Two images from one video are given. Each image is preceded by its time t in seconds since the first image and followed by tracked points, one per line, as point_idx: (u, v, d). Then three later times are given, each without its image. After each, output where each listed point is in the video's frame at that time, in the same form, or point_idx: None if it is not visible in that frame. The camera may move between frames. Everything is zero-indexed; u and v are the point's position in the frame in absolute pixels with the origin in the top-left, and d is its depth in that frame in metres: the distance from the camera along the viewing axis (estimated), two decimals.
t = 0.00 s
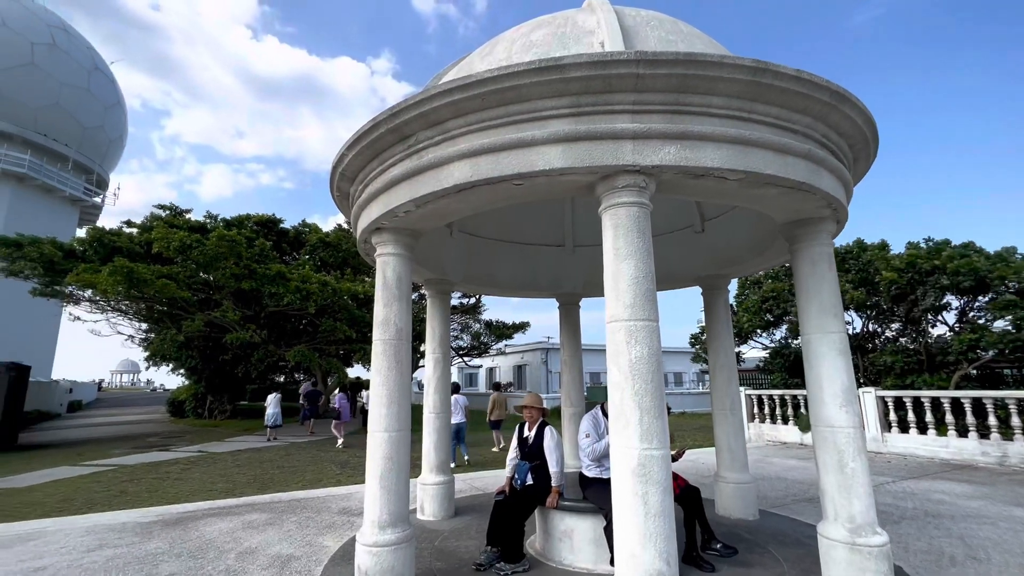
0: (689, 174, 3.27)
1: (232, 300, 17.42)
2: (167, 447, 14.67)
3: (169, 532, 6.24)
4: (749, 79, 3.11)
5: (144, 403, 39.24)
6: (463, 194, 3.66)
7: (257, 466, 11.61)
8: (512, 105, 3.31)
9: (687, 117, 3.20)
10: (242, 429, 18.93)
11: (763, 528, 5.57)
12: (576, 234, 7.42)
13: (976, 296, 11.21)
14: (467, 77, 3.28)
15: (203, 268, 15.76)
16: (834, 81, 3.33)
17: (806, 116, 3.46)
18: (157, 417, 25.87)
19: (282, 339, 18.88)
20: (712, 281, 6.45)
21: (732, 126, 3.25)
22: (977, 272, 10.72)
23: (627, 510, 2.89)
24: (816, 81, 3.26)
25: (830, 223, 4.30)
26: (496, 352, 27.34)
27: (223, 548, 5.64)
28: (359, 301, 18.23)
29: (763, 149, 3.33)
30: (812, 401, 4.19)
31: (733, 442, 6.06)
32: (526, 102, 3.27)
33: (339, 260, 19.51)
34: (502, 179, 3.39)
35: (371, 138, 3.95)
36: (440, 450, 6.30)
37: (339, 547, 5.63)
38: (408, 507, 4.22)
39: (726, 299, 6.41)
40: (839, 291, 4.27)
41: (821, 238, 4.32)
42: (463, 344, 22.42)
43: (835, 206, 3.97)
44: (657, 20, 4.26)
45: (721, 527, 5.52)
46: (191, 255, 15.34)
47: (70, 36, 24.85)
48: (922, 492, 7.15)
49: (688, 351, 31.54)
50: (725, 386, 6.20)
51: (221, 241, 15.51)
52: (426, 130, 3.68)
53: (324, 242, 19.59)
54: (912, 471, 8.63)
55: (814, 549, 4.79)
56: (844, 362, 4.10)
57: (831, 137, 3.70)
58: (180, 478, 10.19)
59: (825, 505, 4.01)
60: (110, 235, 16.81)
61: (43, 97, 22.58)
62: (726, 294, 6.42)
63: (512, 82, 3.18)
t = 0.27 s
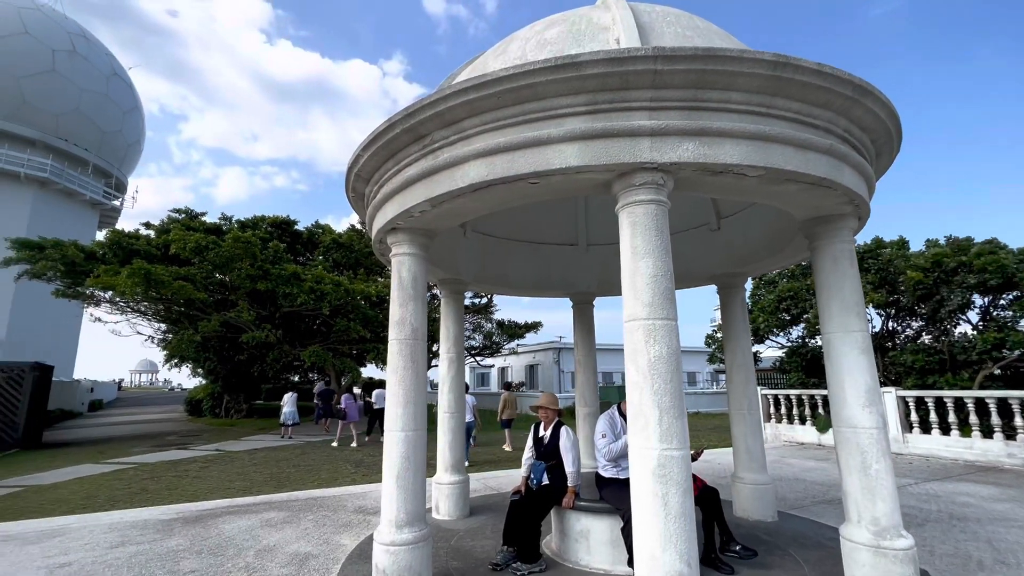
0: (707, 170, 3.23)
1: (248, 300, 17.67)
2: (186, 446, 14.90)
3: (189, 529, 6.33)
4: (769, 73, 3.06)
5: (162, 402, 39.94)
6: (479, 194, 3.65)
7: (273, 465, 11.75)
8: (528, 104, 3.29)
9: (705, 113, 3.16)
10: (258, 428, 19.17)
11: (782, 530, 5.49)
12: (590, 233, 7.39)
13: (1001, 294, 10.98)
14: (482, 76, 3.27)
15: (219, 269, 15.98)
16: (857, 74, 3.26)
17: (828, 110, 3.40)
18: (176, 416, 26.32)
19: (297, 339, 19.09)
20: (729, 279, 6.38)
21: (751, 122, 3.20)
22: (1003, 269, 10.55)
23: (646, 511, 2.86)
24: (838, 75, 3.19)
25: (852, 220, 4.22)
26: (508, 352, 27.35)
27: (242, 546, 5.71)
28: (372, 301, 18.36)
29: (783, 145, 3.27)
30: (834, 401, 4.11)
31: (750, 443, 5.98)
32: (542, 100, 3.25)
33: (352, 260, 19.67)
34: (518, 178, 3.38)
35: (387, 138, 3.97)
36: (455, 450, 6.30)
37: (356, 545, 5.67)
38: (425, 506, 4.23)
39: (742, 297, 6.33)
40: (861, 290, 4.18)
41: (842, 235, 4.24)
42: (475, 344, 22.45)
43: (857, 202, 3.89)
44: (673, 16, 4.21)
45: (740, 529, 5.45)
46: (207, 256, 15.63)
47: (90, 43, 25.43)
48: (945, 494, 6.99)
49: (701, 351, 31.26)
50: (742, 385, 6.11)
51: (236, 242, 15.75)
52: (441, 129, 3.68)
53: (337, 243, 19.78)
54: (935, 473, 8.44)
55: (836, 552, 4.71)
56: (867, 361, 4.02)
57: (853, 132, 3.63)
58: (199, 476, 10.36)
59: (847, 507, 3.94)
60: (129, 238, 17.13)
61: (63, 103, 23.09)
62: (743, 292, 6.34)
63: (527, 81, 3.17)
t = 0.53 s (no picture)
0: (737, 164, 3.15)
1: (267, 301, 17.89)
2: (207, 444, 15.15)
3: (215, 528, 6.41)
4: (801, 63, 2.97)
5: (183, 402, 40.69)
6: (502, 191, 3.63)
7: (293, 463, 11.87)
8: (552, 100, 3.25)
9: (734, 105, 3.09)
10: (277, 428, 19.42)
11: (812, 532, 5.35)
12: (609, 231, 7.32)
13: None
14: (505, 73, 3.25)
15: (239, 271, 16.20)
16: (892, 62, 3.16)
17: (861, 100, 3.30)
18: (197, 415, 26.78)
19: (314, 339, 19.28)
20: (753, 276, 6.25)
21: (781, 113, 3.12)
22: None
23: (678, 512, 2.81)
24: (873, 64, 3.09)
25: (885, 213, 4.10)
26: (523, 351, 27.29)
27: (267, 544, 5.77)
28: (388, 301, 18.46)
29: (816, 137, 3.18)
30: (867, 401, 4.00)
31: (775, 442, 5.85)
32: (566, 96, 3.21)
33: (368, 261, 19.80)
34: (542, 175, 3.34)
35: (409, 137, 3.96)
36: (475, 450, 6.29)
37: (379, 544, 5.69)
38: (448, 506, 4.22)
39: (767, 294, 6.19)
40: (895, 285, 4.06)
41: (874, 228, 4.12)
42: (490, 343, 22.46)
43: (890, 195, 3.78)
44: (698, 8, 4.13)
45: (767, 530, 5.35)
46: (226, 259, 15.85)
47: (112, 51, 26.03)
48: (980, 496, 6.77)
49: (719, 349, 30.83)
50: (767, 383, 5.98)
51: (254, 245, 15.87)
52: (464, 127, 3.66)
53: (353, 244, 19.93)
54: (967, 474, 8.18)
55: (868, 554, 4.58)
56: (901, 359, 3.90)
57: (887, 123, 3.52)
58: (221, 474, 10.51)
59: (882, 509, 3.83)
60: (151, 241, 17.47)
61: (86, 110, 23.61)
62: (768, 289, 6.22)
63: (551, 76, 3.13)
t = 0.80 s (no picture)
0: (771, 156, 3.07)
1: (290, 301, 18.19)
2: (234, 442, 15.47)
3: (245, 524, 6.54)
4: (837, 51, 2.88)
5: (210, 401, 41.68)
6: (528, 188, 3.61)
7: (317, 461, 12.05)
8: (579, 95, 3.22)
9: (767, 96, 3.01)
10: (301, 426, 19.74)
11: (846, 533, 5.21)
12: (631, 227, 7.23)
13: None
14: (531, 68, 3.22)
15: (262, 272, 16.48)
16: (933, 47, 3.04)
17: (900, 87, 3.19)
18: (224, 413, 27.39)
19: (336, 338, 19.53)
20: (781, 271, 6.11)
21: (817, 102, 3.03)
22: None
23: (713, 512, 2.75)
24: (913, 49, 2.98)
25: (923, 205, 3.96)
26: (541, 349, 27.22)
27: (296, 540, 5.86)
28: (408, 301, 18.59)
29: (853, 126, 3.08)
30: (906, 398, 3.87)
31: (806, 441, 5.71)
32: (594, 90, 3.17)
33: (387, 261, 19.96)
34: (569, 172, 3.31)
35: (434, 136, 3.96)
36: (500, 447, 6.29)
37: (405, 541, 5.73)
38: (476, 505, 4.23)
39: (796, 289, 6.02)
40: (934, 278, 3.92)
41: (911, 220, 3.99)
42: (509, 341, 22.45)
43: (930, 185, 3.65)
44: None
45: (799, 531, 5.23)
46: (249, 260, 16.13)
47: (137, 60, 26.73)
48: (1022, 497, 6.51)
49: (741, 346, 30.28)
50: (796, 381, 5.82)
51: (276, 246, 16.10)
52: (489, 124, 3.64)
53: (373, 244, 20.12)
54: (1007, 474, 7.88)
55: (907, 557, 4.44)
56: (942, 355, 3.76)
57: (927, 110, 3.40)
58: (249, 471, 10.72)
59: (923, 511, 3.70)
60: (178, 244, 17.91)
61: (114, 118, 24.30)
62: (797, 284, 6.03)
63: (579, 71, 3.09)
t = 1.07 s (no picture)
0: (807, 145, 2.99)
1: (317, 300, 18.54)
2: (265, 438, 15.87)
3: (279, 517, 6.71)
4: (878, 35, 2.78)
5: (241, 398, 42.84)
6: (555, 184, 3.59)
7: (346, 457, 12.27)
8: (607, 89, 3.18)
9: (803, 84, 2.92)
10: (329, 422, 20.13)
11: (886, 534, 5.06)
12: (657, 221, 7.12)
13: None
14: (559, 62, 3.20)
15: (290, 272, 16.83)
16: (982, 27, 2.90)
17: (945, 71, 3.06)
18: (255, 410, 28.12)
19: (361, 336, 19.83)
20: (814, 265, 5.92)
21: (856, 89, 2.93)
22: None
23: (750, 510, 2.70)
24: (960, 30, 2.85)
25: (969, 193, 3.79)
26: (564, 346, 27.13)
27: (329, 534, 5.98)
28: (431, 299, 18.75)
29: (895, 113, 2.97)
30: (950, 394, 3.75)
31: (842, 439, 5.54)
32: (622, 82, 3.13)
33: (410, 260, 20.15)
34: (598, 166, 3.28)
35: (460, 134, 3.97)
36: (526, 444, 6.29)
37: (435, 536, 5.79)
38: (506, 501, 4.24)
39: (830, 283, 5.82)
40: (981, 270, 3.75)
41: (956, 210, 3.82)
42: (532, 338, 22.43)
43: (978, 172, 3.49)
44: None
45: (836, 531, 5.09)
46: (277, 260, 16.50)
47: (167, 68, 27.56)
48: None
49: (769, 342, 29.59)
50: (832, 378, 5.63)
51: (304, 247, 16.44)
52: (516, 120, 3.64)
53: (396, 243, 20.33)
54: None
55: (952, 559, 4.28)
56: (991, 350, 3.60)
57: (974, 93, 3.25)
58: (280, 466, 10.99)
59: (971, 512, 3.56)
60: (210, 245, 18.45)
61: (146, 125, 25.07)
62: (831, 278, 5.83)
63: (607, 64, 3.06)
